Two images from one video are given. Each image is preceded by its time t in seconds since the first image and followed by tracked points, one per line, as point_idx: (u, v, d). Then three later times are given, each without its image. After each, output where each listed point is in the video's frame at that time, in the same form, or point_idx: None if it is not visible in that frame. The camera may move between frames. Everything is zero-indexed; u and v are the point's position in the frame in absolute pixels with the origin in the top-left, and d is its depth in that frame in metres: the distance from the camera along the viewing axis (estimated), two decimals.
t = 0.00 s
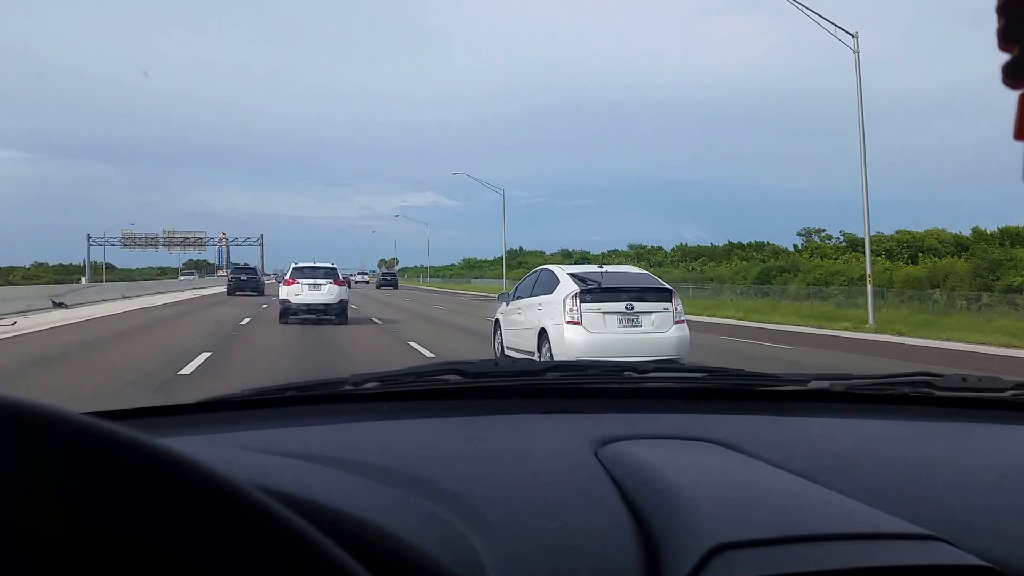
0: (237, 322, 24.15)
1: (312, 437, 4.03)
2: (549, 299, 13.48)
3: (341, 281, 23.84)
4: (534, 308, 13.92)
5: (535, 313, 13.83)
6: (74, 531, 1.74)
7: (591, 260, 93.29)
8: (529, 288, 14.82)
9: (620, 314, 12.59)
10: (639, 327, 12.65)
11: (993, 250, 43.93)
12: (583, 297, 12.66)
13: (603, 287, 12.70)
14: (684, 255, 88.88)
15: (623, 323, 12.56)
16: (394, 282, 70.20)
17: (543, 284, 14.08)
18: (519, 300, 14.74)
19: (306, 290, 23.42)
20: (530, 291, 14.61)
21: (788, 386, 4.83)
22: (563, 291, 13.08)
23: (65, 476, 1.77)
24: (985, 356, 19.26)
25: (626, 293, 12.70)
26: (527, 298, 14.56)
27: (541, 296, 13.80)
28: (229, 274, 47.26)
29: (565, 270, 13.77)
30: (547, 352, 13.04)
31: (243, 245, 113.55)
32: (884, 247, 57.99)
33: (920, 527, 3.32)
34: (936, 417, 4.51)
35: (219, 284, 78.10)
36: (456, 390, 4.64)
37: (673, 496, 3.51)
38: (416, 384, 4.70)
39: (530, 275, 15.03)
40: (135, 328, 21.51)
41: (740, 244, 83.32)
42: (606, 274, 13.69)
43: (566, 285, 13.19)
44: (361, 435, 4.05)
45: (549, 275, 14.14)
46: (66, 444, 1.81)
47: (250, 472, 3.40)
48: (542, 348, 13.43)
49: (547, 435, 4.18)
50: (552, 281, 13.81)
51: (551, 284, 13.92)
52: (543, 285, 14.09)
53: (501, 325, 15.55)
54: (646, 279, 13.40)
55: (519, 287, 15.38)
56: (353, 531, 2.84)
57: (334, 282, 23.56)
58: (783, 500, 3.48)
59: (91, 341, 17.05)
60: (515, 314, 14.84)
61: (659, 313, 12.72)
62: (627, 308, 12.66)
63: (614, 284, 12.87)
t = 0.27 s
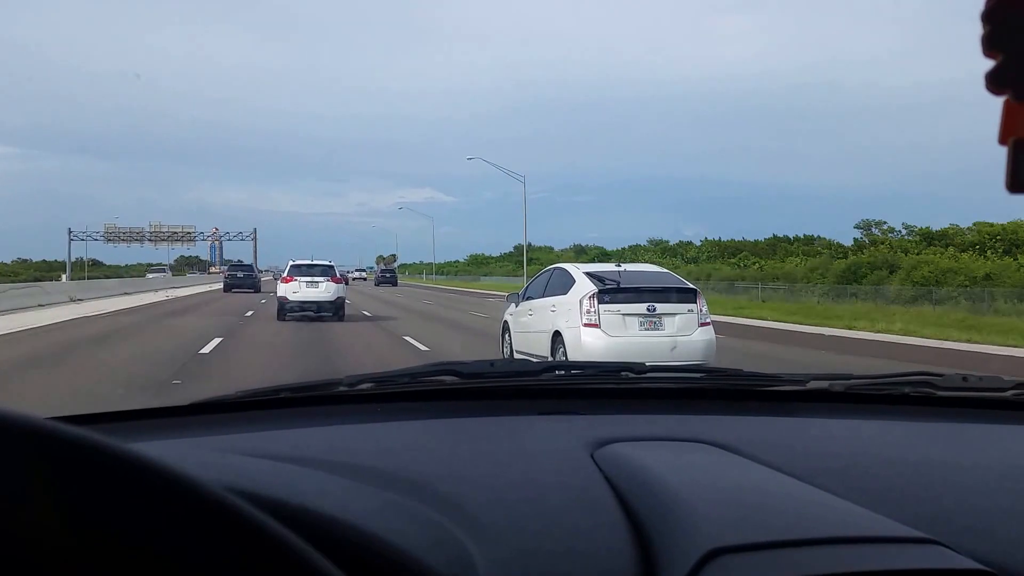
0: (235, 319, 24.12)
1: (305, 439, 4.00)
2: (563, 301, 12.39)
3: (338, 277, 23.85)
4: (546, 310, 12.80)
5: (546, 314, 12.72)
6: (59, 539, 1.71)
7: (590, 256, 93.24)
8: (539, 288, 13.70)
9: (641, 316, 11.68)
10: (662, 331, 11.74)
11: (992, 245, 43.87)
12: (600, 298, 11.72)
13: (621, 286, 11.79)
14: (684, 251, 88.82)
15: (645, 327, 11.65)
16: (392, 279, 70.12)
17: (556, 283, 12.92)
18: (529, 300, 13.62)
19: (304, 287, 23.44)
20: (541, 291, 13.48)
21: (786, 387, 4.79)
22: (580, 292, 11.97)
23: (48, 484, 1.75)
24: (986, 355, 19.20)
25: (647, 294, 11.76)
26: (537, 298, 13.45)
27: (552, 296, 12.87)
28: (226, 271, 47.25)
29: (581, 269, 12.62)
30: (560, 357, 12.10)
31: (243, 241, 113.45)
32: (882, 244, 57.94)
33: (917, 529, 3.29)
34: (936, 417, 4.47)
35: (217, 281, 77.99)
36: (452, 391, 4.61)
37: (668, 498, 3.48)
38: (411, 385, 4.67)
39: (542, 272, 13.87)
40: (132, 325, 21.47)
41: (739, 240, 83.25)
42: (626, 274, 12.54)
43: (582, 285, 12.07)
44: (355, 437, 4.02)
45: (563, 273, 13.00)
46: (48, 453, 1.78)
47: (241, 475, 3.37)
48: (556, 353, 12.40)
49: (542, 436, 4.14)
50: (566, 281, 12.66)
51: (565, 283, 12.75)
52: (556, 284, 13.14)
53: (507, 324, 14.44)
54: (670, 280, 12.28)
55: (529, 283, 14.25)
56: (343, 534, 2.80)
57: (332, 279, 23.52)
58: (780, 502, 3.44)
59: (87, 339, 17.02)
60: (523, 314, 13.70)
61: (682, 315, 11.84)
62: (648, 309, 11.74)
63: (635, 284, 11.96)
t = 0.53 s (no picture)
0: (233, 318, 24.12)
1: (299, 441, 3.99)
2: (578, 302, 11.79)
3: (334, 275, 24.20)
4: (560, 311, 12.21)
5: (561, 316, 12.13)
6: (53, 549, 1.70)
7: (587, 255, 93.25)
8: (552, 288, 13.11)
9: (662, 320, 11.10)
10: (685, 335, 11.17)
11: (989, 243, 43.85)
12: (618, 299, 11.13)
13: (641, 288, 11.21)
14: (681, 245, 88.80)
15: (665, 331, 11.08)
16: (391, 277, 70.18)
17: (571, 284, 12.32)
18: (541, 301, 13.03)
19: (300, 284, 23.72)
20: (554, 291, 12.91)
21: (783, 388, 4.79)
22: (598, 293, 11.36)
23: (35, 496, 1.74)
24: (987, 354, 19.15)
25: (667, 297, 11.20)
26: (551, 299, 12.86)
27: (566, 297, 12.28)
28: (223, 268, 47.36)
29: (597, 269, 12.00)
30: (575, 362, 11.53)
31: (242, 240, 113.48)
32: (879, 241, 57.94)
33: (910, 532, 3.28)
34: (931, 419, 4.46)
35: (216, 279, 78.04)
36: (446, 392, 4.60)
37: (661, 500, 3.47)
38: (406, 387, 4.66)
39: (558, 269, 13.25)
40: (131, 323, 21.49)
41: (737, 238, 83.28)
42: (647, 275, 11.91)
43: (599, 286, 11.49)
44: (349, 439, 4.01)
45: (580, 272, 12.38)
46: (32, 460, 1.77)
47: (234, 478, 3.36)
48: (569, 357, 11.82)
49: (538, 437, 4.14)
50: (582, 281, 12.05)
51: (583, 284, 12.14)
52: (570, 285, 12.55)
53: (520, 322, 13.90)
54: (695, 283, 11.65)
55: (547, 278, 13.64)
56: (335, 538, 2.79)
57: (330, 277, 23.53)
58: (772, 504, 3.44)
59: (85, 337, 17.04)
60: (535, 314, 13.13)
61: (706, 318, 11.29)
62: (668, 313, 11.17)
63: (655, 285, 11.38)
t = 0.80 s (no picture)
0: (227, 316, 24.11)
1: (303, 435, 3.98)
2: (591, 303, 11.01)
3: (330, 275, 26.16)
4: (572, 313, 11.46)
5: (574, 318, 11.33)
6: (67, 529, 1.68)
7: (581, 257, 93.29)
8: (563, 288, 12.34)
9: (685, 323, 10.27)
10: (709, 339, 10.33)
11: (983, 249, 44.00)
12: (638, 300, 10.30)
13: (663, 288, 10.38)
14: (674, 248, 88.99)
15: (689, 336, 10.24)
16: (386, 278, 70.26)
17: (584, 283, 11.55)
18: (552, 302, 12.25)
19: (299, 283, 25.73)
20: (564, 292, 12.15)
21: (784, 387, 4.79)
22: (614, 294, 10.56)
23: (49, 476, 1.72)
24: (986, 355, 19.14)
25: (692, 298, 10.35)
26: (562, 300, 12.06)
27: (580, 298, 11.46)
28: (220, 268, 47.49)
29: (613, 268, 11.19)
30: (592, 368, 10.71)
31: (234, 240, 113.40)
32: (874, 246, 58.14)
33: (915, 529, 3.28)
34: (933, 419, 4.47)
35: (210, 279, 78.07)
36: (449, 389, 4.59)
37: (667, 497, 3.46)
38: (408, 383, 4.65)
39: (571, 267, 12.43)
40: (126, 322, 21.49)
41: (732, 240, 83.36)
42: (670, 274, 11.03)
43: (617, 285, 10.64)
44: (352, 434, 4.00)
45: (595, 270, 11.54)
46: (52, 447, 1.75)
47: (241, 471, 3.35)
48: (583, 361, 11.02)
49: (540, 434, 4.13)
50: (597, 281, 11.26)
51: (598, 283, 11.31)
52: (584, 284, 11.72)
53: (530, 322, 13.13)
54: (722, 283, 10.76)
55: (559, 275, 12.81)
56: (345, 531, 2.78)
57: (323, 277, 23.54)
58: (778, 501, 3.43)
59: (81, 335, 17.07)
60: (545, 316, 12.35)
61: (732, 322, 10.45)
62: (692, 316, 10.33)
63: (678, 285, 10.56)
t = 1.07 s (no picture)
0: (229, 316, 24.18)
1: (302, 432, 4.03)
2: (614, 305, 10.56)
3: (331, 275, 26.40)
4: (592, 315, 11.00)
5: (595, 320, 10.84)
6: (64, 528, 1.73)
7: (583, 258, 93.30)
8: (581, 289, 11.87)
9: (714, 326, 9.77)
10: (742, 344, 9.85)
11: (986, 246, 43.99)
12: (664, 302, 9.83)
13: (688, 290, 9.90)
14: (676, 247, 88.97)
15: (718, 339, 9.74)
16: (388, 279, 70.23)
17: (606, 284, 11.08)
18: (569, 304, 11.77)
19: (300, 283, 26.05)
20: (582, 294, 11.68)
21: (780, 384, 4.84)
22: (639, 295, 10.07)
23: (46, 478, 1.77)
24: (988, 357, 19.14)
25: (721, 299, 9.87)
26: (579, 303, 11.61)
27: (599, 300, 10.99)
28: (223, 268, 47.56)
29: (636, 269, 10.72)
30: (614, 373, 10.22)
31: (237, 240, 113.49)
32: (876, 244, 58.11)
33: (906, 523, 3.32)
34: (926, 416, 4.51)
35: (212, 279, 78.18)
36: (446, 385, 4.64)
37: (661, 492, 3.51)
38: (406, 380, 4.70)
39: (590, 267, 11.94)
40: (129, 322, 21.56)
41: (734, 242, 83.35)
42: (697, 274, 10.54)
43: (640, 286, 10.17)
44: (351, 431, 4.05)
45: (617, 271, 11.05)
46: (52, 441, 1.80)
47: (240, 468, 3.40)
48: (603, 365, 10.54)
49: (537, 430, 4.18)
50: (619, 282, 10.79)
51: (620, 283, 10.83)
52: (603, 285, 11.26)
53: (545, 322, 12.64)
54: (753, 284, 10.28)
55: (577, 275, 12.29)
56: (342, 527, 2.83)
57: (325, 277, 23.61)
58: (770, 496, 3.48)
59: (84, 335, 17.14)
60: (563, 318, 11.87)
61: (765, 325, 9.97)
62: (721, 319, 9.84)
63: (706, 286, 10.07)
